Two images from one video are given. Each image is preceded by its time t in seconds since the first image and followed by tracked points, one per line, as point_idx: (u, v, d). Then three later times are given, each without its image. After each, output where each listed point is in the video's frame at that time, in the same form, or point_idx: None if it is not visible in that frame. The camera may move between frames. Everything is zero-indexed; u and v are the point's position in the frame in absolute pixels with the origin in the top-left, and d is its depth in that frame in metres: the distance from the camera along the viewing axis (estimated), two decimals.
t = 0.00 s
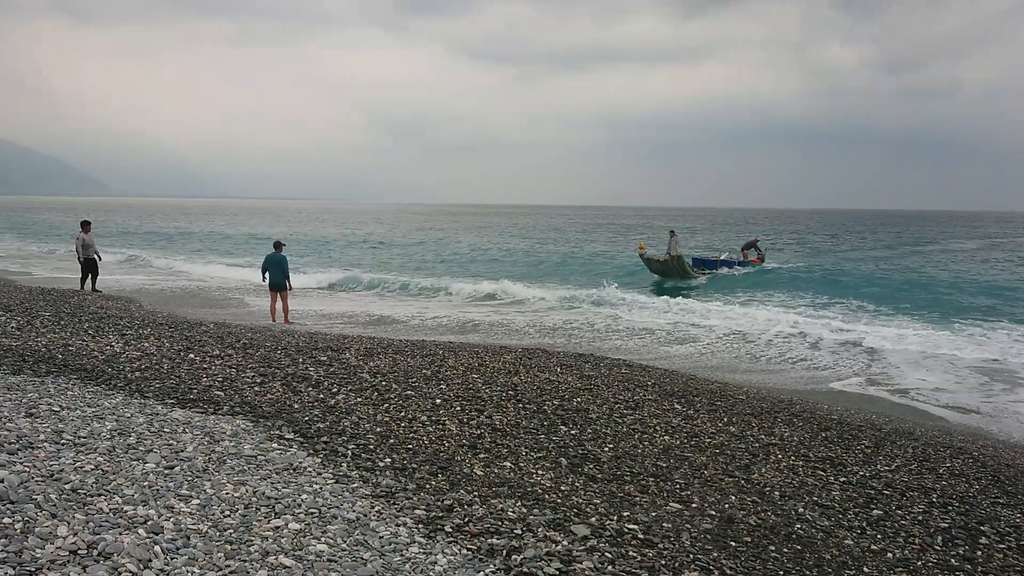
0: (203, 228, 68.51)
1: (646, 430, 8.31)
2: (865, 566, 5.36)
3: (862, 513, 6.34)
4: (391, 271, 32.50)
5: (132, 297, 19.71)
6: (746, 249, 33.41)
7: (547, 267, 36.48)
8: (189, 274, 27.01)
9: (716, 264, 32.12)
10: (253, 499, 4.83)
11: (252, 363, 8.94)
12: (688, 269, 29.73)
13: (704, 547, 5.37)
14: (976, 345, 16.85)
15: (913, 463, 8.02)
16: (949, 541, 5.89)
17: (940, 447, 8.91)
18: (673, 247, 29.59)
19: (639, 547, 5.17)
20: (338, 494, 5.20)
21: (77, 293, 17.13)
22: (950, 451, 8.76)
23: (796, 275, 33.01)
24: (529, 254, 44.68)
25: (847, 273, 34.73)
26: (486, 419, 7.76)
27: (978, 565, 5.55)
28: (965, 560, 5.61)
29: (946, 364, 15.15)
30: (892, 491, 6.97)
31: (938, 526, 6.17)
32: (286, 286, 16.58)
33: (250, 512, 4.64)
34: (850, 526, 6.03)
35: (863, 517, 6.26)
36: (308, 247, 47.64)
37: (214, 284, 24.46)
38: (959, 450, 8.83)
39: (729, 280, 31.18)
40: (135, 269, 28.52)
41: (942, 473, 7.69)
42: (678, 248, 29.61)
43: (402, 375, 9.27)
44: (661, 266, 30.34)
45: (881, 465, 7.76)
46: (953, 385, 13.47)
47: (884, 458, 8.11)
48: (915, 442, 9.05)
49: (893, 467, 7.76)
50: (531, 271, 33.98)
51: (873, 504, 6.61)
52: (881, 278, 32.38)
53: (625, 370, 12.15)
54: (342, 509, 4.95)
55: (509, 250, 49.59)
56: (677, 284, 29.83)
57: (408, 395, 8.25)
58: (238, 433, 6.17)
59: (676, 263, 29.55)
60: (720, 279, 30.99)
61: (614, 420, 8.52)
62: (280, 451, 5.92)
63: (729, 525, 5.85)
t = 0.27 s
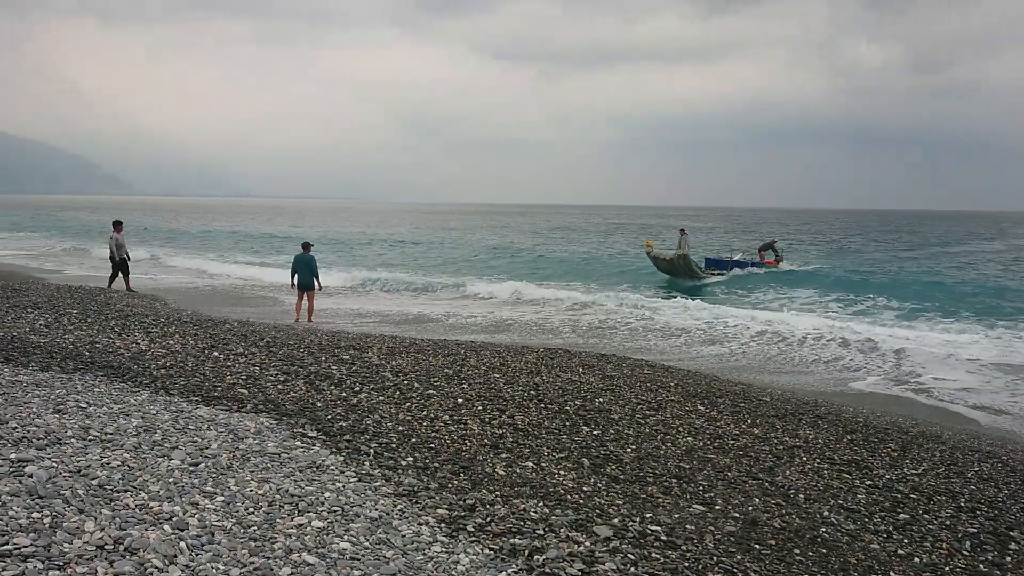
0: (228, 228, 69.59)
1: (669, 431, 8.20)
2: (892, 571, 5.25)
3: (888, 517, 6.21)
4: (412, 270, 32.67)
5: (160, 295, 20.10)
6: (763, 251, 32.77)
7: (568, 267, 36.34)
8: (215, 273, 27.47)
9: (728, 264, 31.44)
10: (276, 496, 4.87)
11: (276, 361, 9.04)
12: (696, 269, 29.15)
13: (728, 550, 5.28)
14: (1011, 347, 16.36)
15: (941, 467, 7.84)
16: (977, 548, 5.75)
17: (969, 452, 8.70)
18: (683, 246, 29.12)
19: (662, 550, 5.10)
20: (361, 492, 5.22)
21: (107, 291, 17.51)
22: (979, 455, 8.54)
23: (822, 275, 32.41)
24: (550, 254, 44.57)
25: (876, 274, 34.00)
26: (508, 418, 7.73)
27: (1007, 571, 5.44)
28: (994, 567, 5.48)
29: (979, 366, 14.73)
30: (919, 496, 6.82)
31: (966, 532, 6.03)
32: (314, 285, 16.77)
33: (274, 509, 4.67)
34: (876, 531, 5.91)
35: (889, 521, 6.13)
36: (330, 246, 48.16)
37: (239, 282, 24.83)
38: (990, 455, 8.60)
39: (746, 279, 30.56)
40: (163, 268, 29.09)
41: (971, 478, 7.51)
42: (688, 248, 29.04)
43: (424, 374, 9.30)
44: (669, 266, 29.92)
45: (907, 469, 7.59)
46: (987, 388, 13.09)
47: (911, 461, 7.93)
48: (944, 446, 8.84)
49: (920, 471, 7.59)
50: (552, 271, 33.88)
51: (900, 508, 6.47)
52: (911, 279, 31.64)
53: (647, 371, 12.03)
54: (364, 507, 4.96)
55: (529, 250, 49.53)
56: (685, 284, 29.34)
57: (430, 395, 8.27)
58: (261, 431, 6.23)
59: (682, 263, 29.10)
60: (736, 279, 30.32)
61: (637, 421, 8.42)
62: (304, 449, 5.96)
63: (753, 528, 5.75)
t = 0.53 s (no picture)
0: (252, 228, 70.56)
1: (691, 432, 8.10)
2: None
3: (913, 521, 6.09)
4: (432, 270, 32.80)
5: (186, 294, 20.45)
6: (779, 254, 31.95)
7: (588, 267, 36.16)
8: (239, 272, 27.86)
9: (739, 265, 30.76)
10: (299, 494, 4.91)
11: (298, 360, 9.14)
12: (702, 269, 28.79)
13: (750, 552, 5.20)
14: None
15: (967, 470, 7.67)
16: (1005, 553, 5.62)
17: (998, 456, 8.48)
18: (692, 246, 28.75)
19: (684, 551, 5.03)
20: (382, 491, 5.24)
21: (135, 290, 17.85)
22: (1009, 460, 8.32)
23: (849, 277, 31.81)
24: (570, 255, 44.41)
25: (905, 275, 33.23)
26: (528, 418, 7.70)
27: None
28: None
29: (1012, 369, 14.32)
30: (945, 500, 6.67)
31: (993, 537, 5.89)
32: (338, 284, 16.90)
33: (297, 507, 4.71)
34: (901, 534, 5.80)
35: (914, 525, 6.01)
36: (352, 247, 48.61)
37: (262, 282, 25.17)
38: (1021, 460, 8.37)
39: (763, 277, 30.02)
40: (188, 267, 29.59)
41: (999, 483, 7.33)
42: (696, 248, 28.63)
43: (445, 374, 9.31)
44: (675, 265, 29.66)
45: (933, 473, 7.43)
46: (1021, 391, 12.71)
47: (936, 465, 7.77)
48: (971, 450, 8.63)
49: (946, 474, 7.43)
50: (572, 271, 33.75)
51: (925, 511, 6.34)
52: (941, 280, 30.87)
53: (669, 372, 11.90)
54: (386, 506, 4.98)
55: (549, 250, 49.44)
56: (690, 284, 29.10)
57: (452, 394, 8.28)
58: (284, 429, 6.29)
59: (687, 263, 28.79)
60: (753, 278, 29.68)
61: (659, 422, 8.33)
62: (326, 447, 6.01)
63: (776, 530, 5.65)
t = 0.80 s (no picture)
0: (273, 228, 71.50)
1: (710, 434, 8.01)
2: None
3: (936, 526, 5.99)
4: (450, 270, 32.90)
5: (208, 293, 20.74)
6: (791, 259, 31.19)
7: (607, 268, 35.98)
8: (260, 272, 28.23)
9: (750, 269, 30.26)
10: (318, 492, 4.94)
11: (318, 359, 9.22)
12: (703, 270, 28.62)
13: (771, 556, 5.12)
14: None
15: (992, 476, 7.52)
16: None
17: None
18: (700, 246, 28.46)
19: (703, 554, 4.97)
20: (401, 490, 5.25)
21: (159, 289, 18.17)
22: None
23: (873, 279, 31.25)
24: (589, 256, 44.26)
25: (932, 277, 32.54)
26: (547, 419, 7.67)
27: None
28: None
29: None
30: (968, 505, 6.56)
31: (1019, 544, 5.78)
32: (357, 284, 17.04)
33: (316, 505, 4.74)
34: (923, 539, 5.71)
35: (937, 531, 5.91)
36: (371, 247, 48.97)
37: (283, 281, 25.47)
38: None
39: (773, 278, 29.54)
40: (211, 267, 30.05)
41: None
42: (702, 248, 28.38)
43: (464, 374, 9.32)
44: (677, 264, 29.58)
45: (956, 478, 7.30)
46: None
47: (960, 470, 7.63)
48: (997, 456, 8.45)
49: (969, 480, 7.30)
50: (591, 272, 33.61)
51: (948, 517, 6.24)
52: (969, 283, 30.19)
53: (689, 374, 11.78)
54: (404, 505, 4.98)
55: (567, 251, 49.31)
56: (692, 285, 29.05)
57: (470, 395, 8.27)
58: (304, 428, 6.34)
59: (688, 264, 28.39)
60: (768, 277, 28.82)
61: (678, 424, 8.24)
62: (345, 446, 6.04)
63: (796, 534, 5.56)
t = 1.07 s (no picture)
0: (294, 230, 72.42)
1: (732, 438, 7.88)
2: None
3: (964, 534, 5.88)
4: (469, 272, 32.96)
5: (230, 295, 21.03)
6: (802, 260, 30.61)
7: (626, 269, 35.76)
8: (281, 274, 28.57)
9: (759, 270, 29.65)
10: (337, 495, 4.94)
11: (338, 360, 9.27)
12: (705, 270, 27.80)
13: (796, 563, 5.01)
14: None
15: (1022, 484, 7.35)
16: None
17: None
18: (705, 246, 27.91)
19: (726, 560, 4.87)
20: (420, 493, 5.23)
21: (182, 291, 18.47)
22: None
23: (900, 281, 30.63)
24: (608, 257, 44.03)
25: (961, 279, 31.79)
26: (567, 422, 7.61)
27: None
28: None
29: None
30: (996, 513, 6.44)
31: None
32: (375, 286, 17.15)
33: (335, 507, 4.74)
34: (951, 546, 5.61)
35: (965, 539, 5.80)
36: (390, 249, 49.29)
37: (303, 283, 25.74)
38: None
39: (785, 278, 28.88)
40: (234, 269, 30.49)
41: None
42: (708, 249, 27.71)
43: (483, 376, 9.29)
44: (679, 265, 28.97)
45: (985, 485, 7.16)
46: None
47: (988, 477, 7.49)
48: None
49: (998, 487, 7.16)
50: (610, 273, 33.43)
51: (976, 524, 6.13)
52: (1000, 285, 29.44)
53: (709, 376, 11.62)
54: (424, 508, 4.96)
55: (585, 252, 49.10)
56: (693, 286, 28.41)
57: (490, 397, 8.24)
58: (323, 430, 6.36)
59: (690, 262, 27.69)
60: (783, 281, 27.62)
61: (699, 427, 8.11)
62: (364, 448, 6.04)
63: (821, 540, 5.44)
